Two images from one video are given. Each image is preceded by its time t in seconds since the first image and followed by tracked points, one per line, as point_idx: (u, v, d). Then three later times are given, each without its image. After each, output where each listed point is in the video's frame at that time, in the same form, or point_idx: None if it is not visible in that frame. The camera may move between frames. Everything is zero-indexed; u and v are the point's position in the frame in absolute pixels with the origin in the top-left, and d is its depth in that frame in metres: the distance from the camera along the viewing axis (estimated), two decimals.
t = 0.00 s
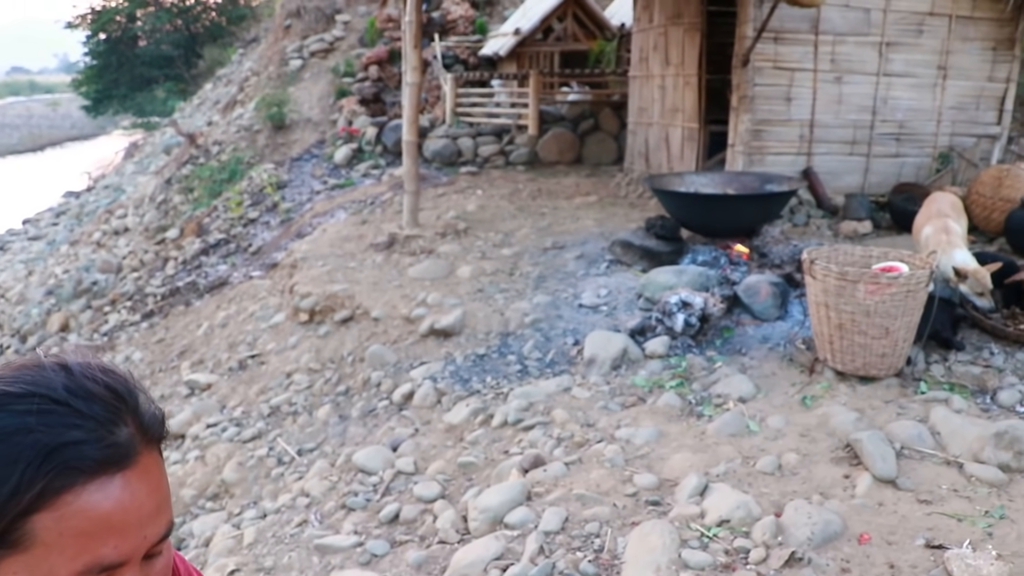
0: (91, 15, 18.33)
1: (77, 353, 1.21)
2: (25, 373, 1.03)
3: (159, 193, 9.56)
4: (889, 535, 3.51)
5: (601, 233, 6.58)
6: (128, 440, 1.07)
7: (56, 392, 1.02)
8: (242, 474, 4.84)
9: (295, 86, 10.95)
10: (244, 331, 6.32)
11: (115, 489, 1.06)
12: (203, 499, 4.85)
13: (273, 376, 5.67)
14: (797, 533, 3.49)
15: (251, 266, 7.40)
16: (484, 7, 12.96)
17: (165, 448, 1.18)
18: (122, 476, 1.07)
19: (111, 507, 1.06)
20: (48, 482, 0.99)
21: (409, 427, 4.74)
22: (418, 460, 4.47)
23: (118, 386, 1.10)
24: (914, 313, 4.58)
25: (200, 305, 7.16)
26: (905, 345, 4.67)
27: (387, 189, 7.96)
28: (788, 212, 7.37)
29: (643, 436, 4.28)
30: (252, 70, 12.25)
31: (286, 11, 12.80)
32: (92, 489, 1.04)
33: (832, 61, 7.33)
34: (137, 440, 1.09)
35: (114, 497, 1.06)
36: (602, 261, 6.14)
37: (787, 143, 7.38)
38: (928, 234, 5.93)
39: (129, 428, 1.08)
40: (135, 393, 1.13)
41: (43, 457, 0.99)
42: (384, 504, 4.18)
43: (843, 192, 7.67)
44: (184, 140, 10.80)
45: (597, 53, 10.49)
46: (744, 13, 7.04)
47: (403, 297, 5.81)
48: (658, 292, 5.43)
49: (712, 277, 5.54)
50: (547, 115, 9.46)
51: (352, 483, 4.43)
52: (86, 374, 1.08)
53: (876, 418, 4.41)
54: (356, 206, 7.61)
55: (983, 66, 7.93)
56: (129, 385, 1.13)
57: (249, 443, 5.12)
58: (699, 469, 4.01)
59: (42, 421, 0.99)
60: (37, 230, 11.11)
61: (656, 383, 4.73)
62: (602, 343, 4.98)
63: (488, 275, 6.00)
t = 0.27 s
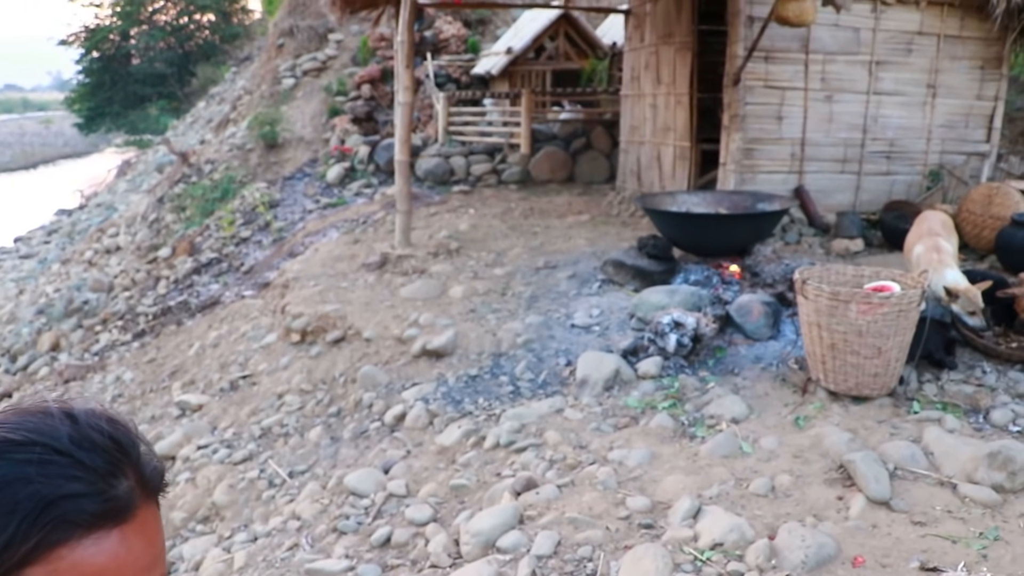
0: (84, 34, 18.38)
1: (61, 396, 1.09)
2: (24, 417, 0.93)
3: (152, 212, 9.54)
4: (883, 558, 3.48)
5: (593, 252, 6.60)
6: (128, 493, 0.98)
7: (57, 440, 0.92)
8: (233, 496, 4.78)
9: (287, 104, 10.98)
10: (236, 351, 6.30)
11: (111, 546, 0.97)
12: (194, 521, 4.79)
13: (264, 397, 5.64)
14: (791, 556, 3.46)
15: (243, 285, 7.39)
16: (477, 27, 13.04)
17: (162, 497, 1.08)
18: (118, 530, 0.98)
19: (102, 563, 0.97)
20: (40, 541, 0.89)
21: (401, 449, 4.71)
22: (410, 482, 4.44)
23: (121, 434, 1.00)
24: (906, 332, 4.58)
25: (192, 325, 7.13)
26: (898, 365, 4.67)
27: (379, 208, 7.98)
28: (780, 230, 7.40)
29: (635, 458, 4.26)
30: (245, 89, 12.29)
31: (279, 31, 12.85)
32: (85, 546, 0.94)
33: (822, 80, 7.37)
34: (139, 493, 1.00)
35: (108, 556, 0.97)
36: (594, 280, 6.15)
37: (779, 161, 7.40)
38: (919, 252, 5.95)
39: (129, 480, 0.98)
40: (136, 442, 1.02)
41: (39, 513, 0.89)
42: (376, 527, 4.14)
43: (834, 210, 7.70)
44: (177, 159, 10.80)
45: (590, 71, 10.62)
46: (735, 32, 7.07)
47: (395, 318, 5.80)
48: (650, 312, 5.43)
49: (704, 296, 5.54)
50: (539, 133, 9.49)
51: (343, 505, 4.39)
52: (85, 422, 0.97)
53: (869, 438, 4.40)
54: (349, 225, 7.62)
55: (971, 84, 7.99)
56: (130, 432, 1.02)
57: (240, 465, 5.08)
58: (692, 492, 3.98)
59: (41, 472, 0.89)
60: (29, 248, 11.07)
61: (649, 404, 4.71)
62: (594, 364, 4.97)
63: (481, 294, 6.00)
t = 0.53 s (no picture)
0: (80, 55, 18.44)
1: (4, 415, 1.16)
2: None
3: (146, 234, 9.53)
4: None
5: (587, 276, 6.61)
6: (67, 511, 1.05)
7: None
8: (225, 523, 4.71)
9: (283, 127, 11.01)
10: (229, 376, 6.27)
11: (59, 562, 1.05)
12: (185, 548, 4.67)
13: (258, 422, 5.60)
14: None
15: (237, 307, 7.38)
16: (471, 50, 13.13)
17: (107, 508, 1.15)
18: (62, 548, 1.05)
19: None
20: None
21: (395, 475, 4.68)
22: (403, 509, 4.40)
23: (56, 456, 1.06)
24: (901, 357, 4.56)
25: (186, 348, 7.10)
26: (893, 390, 4.65)
27: (374, 231, 8.00)
28: (774, 253, 7.41)
29: (630, 484, 4.23)
30: (241, 111, 12.35)
31: (275, 53, 12.91)
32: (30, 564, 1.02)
33: (816, 103, 7.41)
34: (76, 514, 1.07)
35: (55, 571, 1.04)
36: (588, 304, 6.15)
37: (773, 185, 7.42)
38: (914, 276, 5.96)
39: (68, 497, 1.05)
40: (72, 461, 1.09)
41: None
42: (369, 555, 4.08)
43: (829, 233, 7.72)
44: (171, 180, 10.81)
45: (585, 95, 10.57)
46: (729, 56, 7.11)
47: (390, 342, 5.78)
48: (645, 337, 5.43)
49: (698, 320, 5.54)
50: (534, 156, 9.56)
51: (336, 532, 4.34)
52: (17, 446, 1.04)
53: (865, 464, 4.38)
54: (344, 248, 7.63)
55: (963, 108, 8.04)
56: (63, 453, 1.08)
57: (233, 491, 5.02)
58: (688, 519, 3.95)
59: None
60: (22, 270, 11.03)
61: (644, 430, 4.69)
62: (589, 389, 4.95)
63: (475, 318, 6.00)
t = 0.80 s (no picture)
0: (75, 74, 18.49)
1: None
2: None
3: (140, 253, 9.50)
4: None
5: (583, 296, 6.60)
6: (38, 556, 1.15)
7: None
8: (218, 547, 4.63)
9: (277, 146, 11.00)
10: (223, 397, 6.22)
11: None
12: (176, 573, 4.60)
13: (251, 445, 5.54)
14: None
15: (231, 328, 7.34)
16: (466, 69, 13.18)
17: (81, 543, 1.26)
18: None
19: None
20: None
21: (389, 499, 4.62)
22: (398, 533, 4.33)
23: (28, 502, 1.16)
24: (899, 378, 4.53)
25: (179, 368, 7.05)
26: (891, 411, 4.62)
27: (369, 250, 8.00)
28: (770, 273, 7.38)
29: (627, 508, 4.17)
30: (235, 130, 12.36)
31: (271, 73, 12.96)
32: None
33: (811, 122, 7.42)
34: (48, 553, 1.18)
35: None
36: (584, 325, 6.13)
37: (768, 203, 7.41)
38: (910, 295, 5.94)
39: (39, 543, 1.16)
40: (46, 504, 1.19)
41: None
42: None
43: (824, 251, 7.71)
44: (166, 200, 10.79)
45: (580, 113, 10.59)
46: (724, 75, 7.12)
47: (385, 363, 5.75)
48: (641, 358, 5.41)
49: (695, 341, 5.53)
50: (529, 175, 9.57)
51: (330, 558, 4.26)
52: None
53: (863, 486, 4.33)
54: (338, 268, 7.62)
55: (958, 126, 8.06)
56: (38, 498, 1.19)
57: (226, 515, 4.94)
58: (685, 543, 3.88)
59: None
60: (15, 289, 10.97)
61: (640, 452, 4.65)
62: (585, 412, 4.91)
63: (470, 339, 5.98)
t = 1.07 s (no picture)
0: (70, 97, 18.56)
1: None
2: None
3: (133, 277, 9.47)
4: None
5: (578, 320, 6.59)
6: None
7: None
8: None
9: (271, 170, 11.02)
10: (215, 423, 6.17)
11: None
12: None
13: (244, 471, 5.48)
14: None
15: (224, 352, 7.31)
16: (460, 92, 13.25)
17: None
18: None
19: None
20: None
21: (383, 526, 4.55)
22: (392, 561, 4.25)
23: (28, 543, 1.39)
24: (895, 403, 4.51)
25: (171, 394, 7.00)
26: (888, 436, 4.58)
27: (363, 274, 8.01)
28: (765, 296, 7.38)
29: (622, 536, 4.09)
30: (229, 153, 12.39)
31: (265, 97, 13.03)
32: None
33: (805, 145, 7.44)
34: None
35: None
36: (579, 350, 6.11)
37: (763, 226, 7.42)
38: (906, 318, 5.93)
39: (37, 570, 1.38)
40: (43, 545, 1.42)
41: None
42: None
43: (819, 274, 7.70)
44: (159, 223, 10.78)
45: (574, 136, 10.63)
46: (717, 99, 7.14)
47: (378, 389, 5.71)
48: (636, 384, 5.38)
49: (690, 365, 5.52)
50: (523, 199, 9.55)
51: None
52: None
53: (861, 512, 4.27)
54: (332, 292, 7.61)
55: (951, 148, 8.09)
56: (36, 539, 1.42)
57: (217, 543, 4.86)
58: (681, 571, 3.80)
59: None
60: (6, 312, 10.90)
61: (636, 479, 4.60)
62: (580, 438, 4.88)
63: (464, 364, 5.96)
